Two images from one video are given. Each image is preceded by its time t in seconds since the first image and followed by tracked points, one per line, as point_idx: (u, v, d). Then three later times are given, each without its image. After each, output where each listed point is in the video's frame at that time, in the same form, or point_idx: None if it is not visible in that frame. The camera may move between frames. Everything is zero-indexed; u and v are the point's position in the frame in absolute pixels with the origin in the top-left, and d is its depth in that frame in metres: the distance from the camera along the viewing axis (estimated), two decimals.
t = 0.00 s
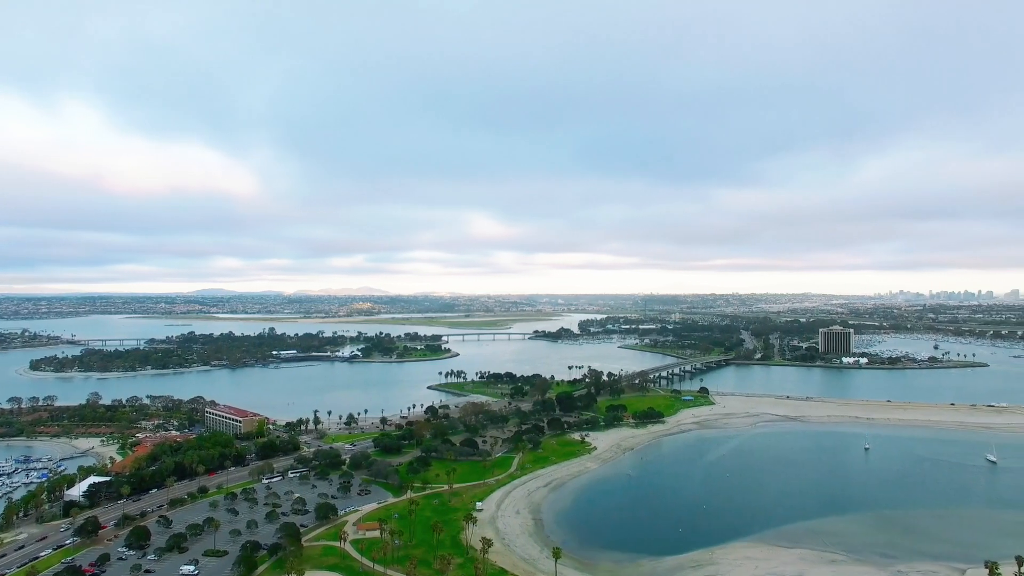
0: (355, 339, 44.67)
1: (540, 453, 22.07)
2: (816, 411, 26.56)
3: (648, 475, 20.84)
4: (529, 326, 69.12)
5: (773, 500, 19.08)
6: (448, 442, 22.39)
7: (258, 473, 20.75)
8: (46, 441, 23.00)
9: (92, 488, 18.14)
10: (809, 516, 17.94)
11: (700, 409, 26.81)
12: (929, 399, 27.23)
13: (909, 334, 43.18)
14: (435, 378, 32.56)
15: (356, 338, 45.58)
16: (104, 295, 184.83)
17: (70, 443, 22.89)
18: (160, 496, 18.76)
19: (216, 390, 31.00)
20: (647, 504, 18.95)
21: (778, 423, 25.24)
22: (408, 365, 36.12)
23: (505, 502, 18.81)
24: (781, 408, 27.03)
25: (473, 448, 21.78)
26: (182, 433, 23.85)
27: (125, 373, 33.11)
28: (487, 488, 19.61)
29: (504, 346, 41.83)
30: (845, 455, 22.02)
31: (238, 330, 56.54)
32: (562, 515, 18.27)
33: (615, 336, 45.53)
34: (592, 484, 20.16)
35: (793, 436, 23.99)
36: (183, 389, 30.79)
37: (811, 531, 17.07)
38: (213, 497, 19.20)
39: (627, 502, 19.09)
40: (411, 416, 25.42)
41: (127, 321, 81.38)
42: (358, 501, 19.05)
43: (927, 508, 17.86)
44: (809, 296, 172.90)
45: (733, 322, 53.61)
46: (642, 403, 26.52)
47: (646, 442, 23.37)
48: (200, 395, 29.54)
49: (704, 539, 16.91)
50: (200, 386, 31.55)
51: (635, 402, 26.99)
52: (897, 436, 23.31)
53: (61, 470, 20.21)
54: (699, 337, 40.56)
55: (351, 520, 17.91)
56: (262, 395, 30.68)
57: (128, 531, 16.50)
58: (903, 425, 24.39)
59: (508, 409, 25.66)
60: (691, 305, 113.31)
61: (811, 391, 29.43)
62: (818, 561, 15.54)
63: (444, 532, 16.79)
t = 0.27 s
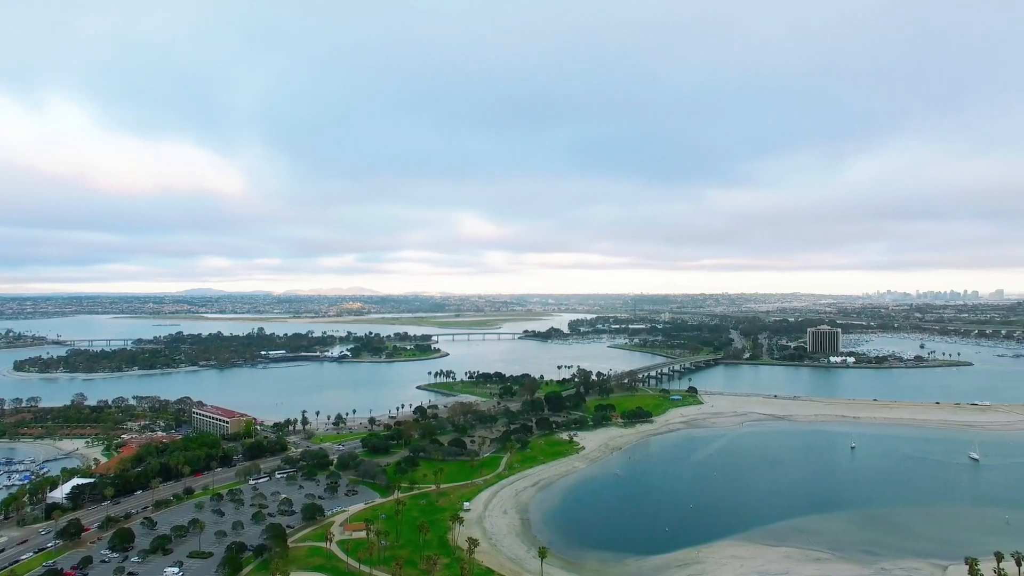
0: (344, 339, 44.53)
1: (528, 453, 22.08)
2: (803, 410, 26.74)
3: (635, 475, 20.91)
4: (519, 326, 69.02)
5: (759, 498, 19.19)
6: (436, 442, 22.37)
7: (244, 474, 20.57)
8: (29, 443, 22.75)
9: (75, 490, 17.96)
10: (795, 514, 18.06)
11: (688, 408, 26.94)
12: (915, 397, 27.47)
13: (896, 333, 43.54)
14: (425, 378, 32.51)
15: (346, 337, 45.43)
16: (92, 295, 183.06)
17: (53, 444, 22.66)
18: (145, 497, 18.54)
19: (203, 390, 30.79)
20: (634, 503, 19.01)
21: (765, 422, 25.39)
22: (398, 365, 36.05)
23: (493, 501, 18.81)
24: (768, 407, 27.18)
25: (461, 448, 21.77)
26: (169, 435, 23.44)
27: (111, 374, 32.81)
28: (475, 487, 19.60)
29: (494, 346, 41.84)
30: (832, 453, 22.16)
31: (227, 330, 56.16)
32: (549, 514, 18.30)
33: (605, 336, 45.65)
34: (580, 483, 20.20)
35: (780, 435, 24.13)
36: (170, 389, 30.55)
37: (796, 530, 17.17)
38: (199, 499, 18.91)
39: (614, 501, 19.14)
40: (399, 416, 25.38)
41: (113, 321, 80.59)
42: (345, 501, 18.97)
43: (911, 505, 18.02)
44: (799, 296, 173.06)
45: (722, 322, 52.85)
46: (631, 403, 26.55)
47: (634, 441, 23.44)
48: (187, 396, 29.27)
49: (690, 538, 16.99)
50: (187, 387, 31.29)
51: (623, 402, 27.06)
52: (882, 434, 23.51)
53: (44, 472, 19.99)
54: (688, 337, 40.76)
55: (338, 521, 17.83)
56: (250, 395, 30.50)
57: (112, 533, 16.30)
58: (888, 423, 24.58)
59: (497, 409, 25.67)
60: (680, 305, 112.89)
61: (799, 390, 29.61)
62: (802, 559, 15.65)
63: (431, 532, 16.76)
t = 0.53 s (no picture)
0: (332, 339, 44.36)
1: (514, 453, 22.08)
2: (788, 409, 26.92)
3: (621, 474, 20.95)
4: (508, 326, 68.98)
5: (743, 497, 19.30)
6: (421, 442, 22.32)
7: (228, 475, 20.30)
8: (9, 445, 22.44)
9: (54, 493, 17.71)
10: (778, 513, 18.17)
11: (674, 407, 27.07)
12: (897, 396, 27.75)
13: (881, 333, 43.96)
14: (412, 378, 32.43)
15: (333, 337, 45.25)
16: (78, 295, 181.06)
17: (34, 446, 22.37)
18: (127, 500, 18.26)
19: (188, 391, 30.52)
20: (619, 503, 19.04)
21: (750, 421, 25.55)
22: (385, 365, 35.95)
23: (478, 501, 18.79)
24: (754, 406, 27.33)
25: (447, 449, 21.73)
26: (152, 436, 23.05)
27: (94, 374, 32.45)
28: (460, 487, 19.58)
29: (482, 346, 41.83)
30: (816, 452, 22.31)
31: (213, 330, 55.73)
32: (534, 514, 18.30)
33: (593, 336, 45.78)
34: (565, 483, 20.22)
35: (764, 434, 24.28)
36: (154, 390, 30.25)
37: (778, 528, 17.29)
38: (181, 500, 18.55)
39: (599, 501, 19.17)
40: (385, 416, 25.30)
41: (98, 321, 79.75)
42: (329, 502, 18.87)
43: (892, 503, 18.20)
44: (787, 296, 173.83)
45: (710, 322, 53.35)
46: (618, 402, 26.56)
47: (620, 441, 23.51)
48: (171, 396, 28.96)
49: (674, 537, 17.04)
50: (172, 387, 31.00)
51: (609, 401, 27.14)
52: (865, 433, 23.71)
53: (23, 475, 19.72)
54: (676, 337, 40.97)
55: (322, 522, 17.73)
56: (235, 396, 30.26)
57: (90, 536, 16.05)
58: (871, 422, 24.80)
59: (483, 409, 25.65)
60: (669, 305, 113.09)
61: (784, 389, 29.82)
62: (784, 557, 15.76)
63: (415, 532, 16.70)
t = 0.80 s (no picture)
0: (321, 339, 44.20)
1: (502, 453, 22.07)
2: (775, 409, 27.08)
3: (608, 474, 20.99)
4: (498, 326, 68.84)
5: (730, 496, 19.39)
6: (409, 442, 22.28)
7: (213, 476, 19.99)
8: None
9: (35, 495, 17.48)
10: (764, 512, 18.27)
11: (662, 407, 27.16)
12: (883, 395, 27.97)
13: (868, 332, 44.28)
14: (400, 378, 32.35)
15: (322, 337, 45.09)
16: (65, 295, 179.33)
17: (16, 448, 22.11)
18: (110, 502, 17.96)
19: (174, 391, 30.27)
20: (606, 502, 19.08)
21: (738, 421, 25.66)
22: (374, 365, 35.84)
23: (465, 502, 18.77)
24: (741, 406, 27.45)
25: (434, 449, 21.70)
26: (136, 437, 22.87)
27: (79, 375, 32.14)
28: (447, 487, 19.57)
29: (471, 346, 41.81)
30: (801, 451, 22.45)
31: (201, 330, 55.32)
32: (521, 514, 18.31)
33: (582, 336, 45.86)
34: (553, 483, 20.23)
35: (751, 433, 24.40)
36: (140, 391, 29.98)
37: (764, 526, 17.39)
38: (166, 502, 18.20)
39: (586, 500, 19.21)
40: (373, 416, 25.22)
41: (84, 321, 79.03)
42: (315, 503, 18.76)
43: (876, 501, 18.35)
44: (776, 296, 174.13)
45: (699, 322, 52.84)
46: (606, 402, 26.65)
47: (608, 440, 23.57)
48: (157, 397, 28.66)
49: (660, 536, 17.09)
50: (159, 388, 30.73)
51: (598, 401, 27.19)
52: (850, 432, 23.89)
53: (5, 478, 19.48)
54: (665, 336, 41.12)
55: (308, 522, 17.62)
56: (222, 396, 30.06)
57: (72, 539, 15.80)
58: (857, 421, 24.99)
59: (472, 409, 25.64)
60: (658, 305, 112.95)
61: (772, 389, 29.99)
62: (769, 555, 15.85)
63: (401, 533, 16.64)
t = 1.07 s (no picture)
0: (308, 339, 44.00)
1: (488, 452, 22.07)
2: (760, 408, 27.26)
3: (594, 473, 21.05)
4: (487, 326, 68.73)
5: (714, 495, 19.49)
6: (395, 442, 22.23)
7: (197, 477, 19.60)
8: None
9: (13, 499, 17.20)
10: (747, 511, 18.39)
11: (648, 406, 27.27)
12: (867, 394, 28.22)
13: (853, 332, 44.63)
14: (388, 378, 32.24)
15: (310, 338, 44.89)
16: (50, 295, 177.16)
17: None
18: (91, 504, 17.60)
19: (159, 392, 29.97)
20: (591, 502, 19.11)
21: (723, 420, 25.80)
22: (361, 365, 35.71)
23: (450, 502, 18.73)
24: (727, 405, 27.60)
25: (420, 449, 21.67)
26: (118, 438, 22.64)
27: (62, 376, 31.76)
28: (433, 487, 19.54)
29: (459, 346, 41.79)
30: (786, 450, 22.60)
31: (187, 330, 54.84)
32: (506, 513, 18.32)
33: (570, 335, 45.93)
34: (538, 483, 20.26)
35: (737, 432, 24.54)
36: (123, 391, 29.67)
37: (747, 525, 17.51)
38: (148, 503, 17.81)
39: (571, 500, 19.26)
40: (360, 416, 25.13)
41: (68, 321, 78.14)
42: (299, 504, 18.57)
43: (859, 500, 18.51)
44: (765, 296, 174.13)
45: (688, 322, 52.80)
46: (592, 402, 26.71)
47: (594, 440, 23.63)
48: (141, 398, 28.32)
49: (645, 536, 17.15)
50: (143, 388, 30.42)
51: (585, 401, 27.25)
52: (834, 431, 24.08)
53: None
54: (652, 336, 41.27)
55: (292, 523, 17.42)
56: (207, 396, 29.82)
57: (50, 543, 15.47)
58: (841, 420, 25.20)
59: (458, 408, 25.62)
60: (647, 305, 112.82)
61: (758, 388, 30.17)
62: (753, 553, 15.96)
63: (385, 534, 16.54)
